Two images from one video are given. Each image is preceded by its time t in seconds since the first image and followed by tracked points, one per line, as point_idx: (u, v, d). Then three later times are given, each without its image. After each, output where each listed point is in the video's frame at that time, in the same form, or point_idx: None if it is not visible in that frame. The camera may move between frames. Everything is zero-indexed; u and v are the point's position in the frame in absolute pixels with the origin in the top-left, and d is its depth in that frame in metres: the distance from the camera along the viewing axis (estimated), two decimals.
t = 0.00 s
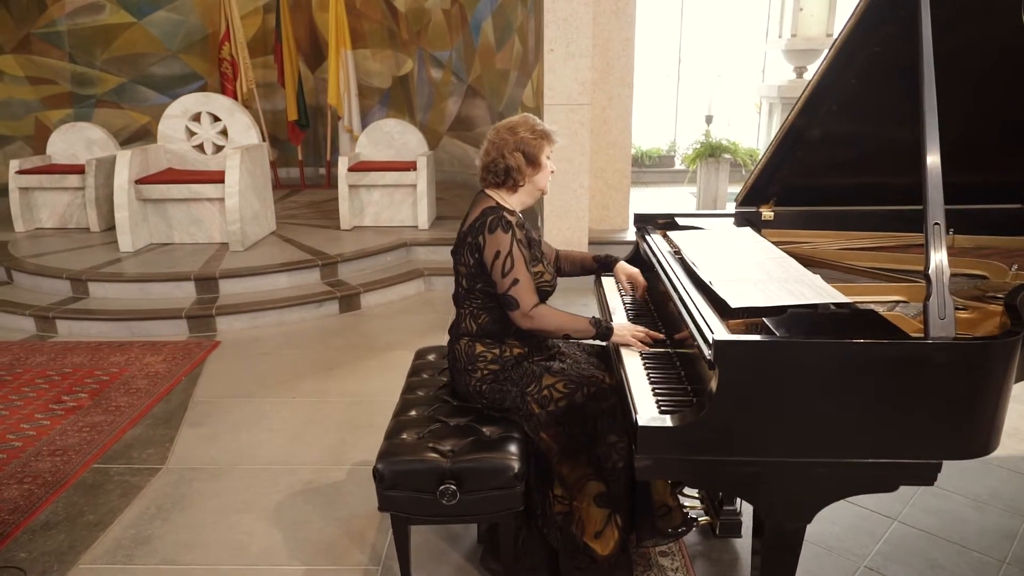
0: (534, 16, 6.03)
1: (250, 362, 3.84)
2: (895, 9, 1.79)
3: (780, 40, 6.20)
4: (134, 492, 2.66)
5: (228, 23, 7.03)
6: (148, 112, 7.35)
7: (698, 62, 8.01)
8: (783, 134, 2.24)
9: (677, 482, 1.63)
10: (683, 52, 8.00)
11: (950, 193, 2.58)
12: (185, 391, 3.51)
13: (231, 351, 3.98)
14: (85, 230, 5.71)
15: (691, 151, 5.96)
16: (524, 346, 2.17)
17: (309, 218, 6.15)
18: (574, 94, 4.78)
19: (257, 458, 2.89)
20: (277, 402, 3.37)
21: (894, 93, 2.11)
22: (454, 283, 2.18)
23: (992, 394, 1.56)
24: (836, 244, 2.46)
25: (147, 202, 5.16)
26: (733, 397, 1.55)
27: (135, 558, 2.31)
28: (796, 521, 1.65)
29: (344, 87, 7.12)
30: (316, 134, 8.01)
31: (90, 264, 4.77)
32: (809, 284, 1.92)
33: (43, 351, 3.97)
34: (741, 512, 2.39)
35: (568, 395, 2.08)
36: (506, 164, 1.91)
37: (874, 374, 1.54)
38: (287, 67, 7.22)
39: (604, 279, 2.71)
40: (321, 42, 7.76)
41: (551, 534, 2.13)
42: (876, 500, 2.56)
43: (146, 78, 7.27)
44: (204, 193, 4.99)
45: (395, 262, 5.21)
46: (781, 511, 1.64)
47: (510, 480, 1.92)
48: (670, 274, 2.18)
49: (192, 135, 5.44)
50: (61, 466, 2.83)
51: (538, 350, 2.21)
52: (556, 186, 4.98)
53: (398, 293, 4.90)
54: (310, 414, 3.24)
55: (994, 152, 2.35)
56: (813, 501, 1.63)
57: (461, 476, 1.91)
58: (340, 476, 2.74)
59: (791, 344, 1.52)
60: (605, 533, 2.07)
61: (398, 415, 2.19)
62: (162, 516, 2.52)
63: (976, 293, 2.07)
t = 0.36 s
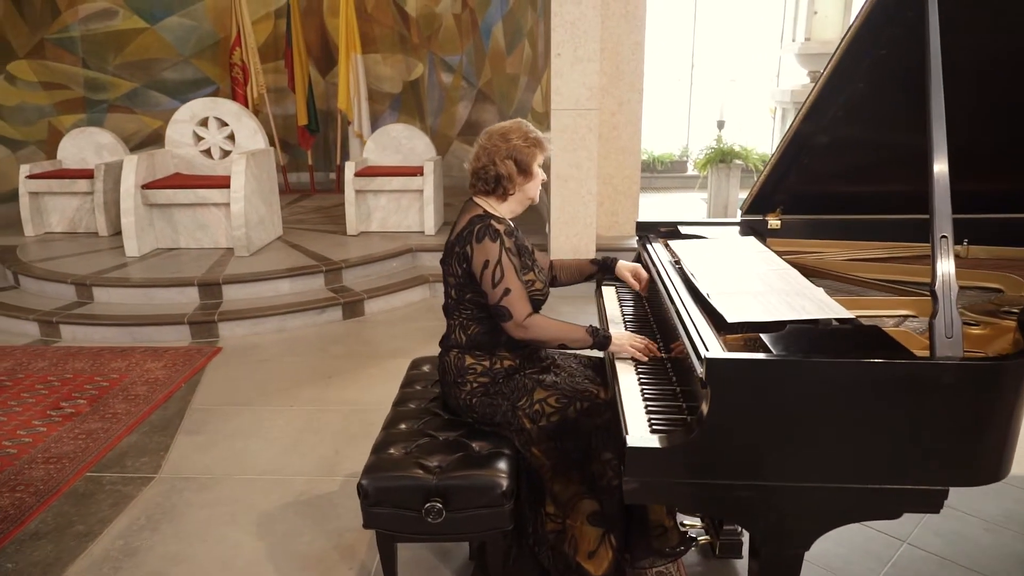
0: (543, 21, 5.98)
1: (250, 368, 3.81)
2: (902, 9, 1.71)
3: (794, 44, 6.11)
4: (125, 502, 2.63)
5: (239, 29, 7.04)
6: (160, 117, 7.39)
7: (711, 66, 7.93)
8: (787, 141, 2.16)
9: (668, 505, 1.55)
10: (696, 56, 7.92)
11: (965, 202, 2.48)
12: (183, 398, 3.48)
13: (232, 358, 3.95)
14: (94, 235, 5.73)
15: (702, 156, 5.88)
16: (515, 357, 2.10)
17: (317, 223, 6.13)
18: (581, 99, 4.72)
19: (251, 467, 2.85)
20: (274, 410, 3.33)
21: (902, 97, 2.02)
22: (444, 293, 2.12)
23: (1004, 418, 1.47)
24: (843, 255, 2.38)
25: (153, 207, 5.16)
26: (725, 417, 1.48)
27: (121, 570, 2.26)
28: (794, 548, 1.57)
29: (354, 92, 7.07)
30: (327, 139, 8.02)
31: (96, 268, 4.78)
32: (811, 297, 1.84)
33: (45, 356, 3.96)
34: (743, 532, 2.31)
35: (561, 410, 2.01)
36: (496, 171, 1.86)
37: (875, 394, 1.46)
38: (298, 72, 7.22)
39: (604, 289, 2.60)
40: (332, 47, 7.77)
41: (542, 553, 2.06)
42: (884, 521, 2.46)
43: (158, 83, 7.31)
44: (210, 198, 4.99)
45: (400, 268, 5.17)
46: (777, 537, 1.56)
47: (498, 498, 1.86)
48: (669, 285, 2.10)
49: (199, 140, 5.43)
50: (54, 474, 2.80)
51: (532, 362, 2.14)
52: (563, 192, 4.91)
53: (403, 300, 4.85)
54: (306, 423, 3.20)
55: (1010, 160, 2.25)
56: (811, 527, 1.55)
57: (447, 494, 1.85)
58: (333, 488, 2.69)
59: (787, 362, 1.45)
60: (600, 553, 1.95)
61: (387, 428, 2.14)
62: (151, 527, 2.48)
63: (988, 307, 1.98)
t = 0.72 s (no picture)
0: (553, 15, 5.92)
1: (253, 364, 3.79)
2: None
3: (808, 38, 6.01)
4: (121, 498, 2.61)
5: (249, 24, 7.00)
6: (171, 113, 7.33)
7: (724, 61, 7.82)
8: (794, 134, 2.09)
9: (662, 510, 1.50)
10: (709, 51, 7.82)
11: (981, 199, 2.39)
12: (184, 393, 3.46)
13: (235, 353, 3.94)
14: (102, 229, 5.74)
15: (714, 152, 5.80)
16: (509, 354, 2.05)
17: (325, 218, 6.12)
18: (590, 93, 4.65)
19: (248, 464, 2.82)
20: (275, 406, 3.31)
21: (912, 88, 1.95)
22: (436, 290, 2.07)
23: (1017, 423, 1.39)
24: (853, 252, 2.30)
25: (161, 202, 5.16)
26: (721, 420, 1.42)
27: (113, 567, 2.24)
28: (792, 557, 1.51)
29: (364, 87, 7.06)
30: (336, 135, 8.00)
31: (102, 263, 4.78)
32: (815, 295, 1.78)
33: (49, 350, 3.97)
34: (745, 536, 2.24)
35: (556, 409, 1.96)
36: (485, 164, 1.82)
37: (878, 398, 1.39)
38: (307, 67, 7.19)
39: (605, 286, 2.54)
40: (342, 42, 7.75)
41: (536, 556, 2.02)
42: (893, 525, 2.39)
43: (169, 79, 7.28)
44: (217, 192, 4.98)
45: (406, 264, 5.14)
46: (776, 545, 1.50)
47: (489, 500, 1.80)
48: (669, 282, 2.04)
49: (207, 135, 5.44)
50: (51, 469, 2.79)
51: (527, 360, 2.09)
52: (571, 188, 4.84)
53: (408, 296, 4.82)
54: (306, 420, 3.17)
55: None
56: (812, 536, 1.48)
57: (437, 495, 1.80)
58: (330, 486, 2.66)
59: (785, 363, 1.39)
60: (594, 555, 1.94)
61: (379, 426, 2.10)
62: (146, 524, 2.45)
63: (1003, 307, 1.89)
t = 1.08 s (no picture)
0: (562, 13, 5.86)
1: (255, 363, 3.77)
2: None
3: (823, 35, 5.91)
4: (116, 497, 2.60)
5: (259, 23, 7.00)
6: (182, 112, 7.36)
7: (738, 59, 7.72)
8: (797, 132, 2.03)
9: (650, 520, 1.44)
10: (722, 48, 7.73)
11: (995, 198, 2.31)
12: (185, 392, 3.45)
13: (238, 352, 3.93)
14: (112, 228, 5.77)
15: (726, 150, 5.72)
16: (501, 357, 2.00)
17: (333, 217, 6.10)
18: (597, 90, 4.59)
19: (245, 464, 2.80)
20: (274, 405, 3.28)
21: (919, 85, 1.88)
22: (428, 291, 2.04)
23: None
24: (860, 253, 2.22)
25: (168, 200, 5.16)
26: (712, 427, 1.37)
27: (104, 567, 2.22)
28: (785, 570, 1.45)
29: (374, 86, 7.03)
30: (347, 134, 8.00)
31: (110, 261, 4.80)
32: (815, 296, 1.71)
33: (55, 348, 3.98)
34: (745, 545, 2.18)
35: (549, 413, 1.91)
36: (471, 167, 1.79)
37: (877, 406, 1.33)
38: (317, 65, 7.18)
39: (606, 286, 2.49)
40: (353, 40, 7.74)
41: (528, 562, 1.97)
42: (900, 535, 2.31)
43: (181, 78, 7.31)
44: (224, 191, 4.98)
45: (412, 262, 5.11)
46: (769, 558, 1.45)
47: (477, 506, 1.76)
48: (666, 281, 1.98)
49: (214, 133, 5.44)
50: (49, 467, 2.78)
51: (521, 362, 2.04)
52: (578, 187, 4.78)
53: (413, 295, 4.79)
54: (305, 420, 3.14)
55: None
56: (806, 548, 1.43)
57: (425, 500, 1.76)
58: (325, 487, 2.63)
59: (779, 369, 1.33)
60: (589, 562, 1.92)
61: (370, 428, 2.06)
62: (139, 524, 2.44)
63: (1015, 311, 1.82)
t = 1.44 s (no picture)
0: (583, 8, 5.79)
1: (269, 360, 3.78)
2: None
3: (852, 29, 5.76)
4: (126, 492, 2.61)
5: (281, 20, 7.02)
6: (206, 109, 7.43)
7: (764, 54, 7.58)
8: (815, 127, 1.96)
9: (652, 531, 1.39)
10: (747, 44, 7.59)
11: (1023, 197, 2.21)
12: (200, 387, 3.47)
13: (253, 348, 3.94)
14: (135, 224, 5.83)
15: (749, 147, 5.61)
16: (504, 361, 1.96)
17: (353, 214, 6.11)
18: (616, 86, 4.52)
19: (254, 461, 2.80)
20: (285, 403, 3.28)
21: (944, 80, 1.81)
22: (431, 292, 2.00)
23: None
24: (881, 253, 2.14)
25: (189, 197, 5.20)
26: (716, 435, 1.31)
27: (110, 562, 2.23)
28: None
29: (395, 83, 7.01)
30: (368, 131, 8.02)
31: (131, 257, 4.85)
32: (830, 298, 1.63)
33: (74, 342, 4.02)
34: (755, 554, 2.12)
35: (553, 416, 1.86)
36: (466, 171, 1.77)
37: (890, 416, 1.26)
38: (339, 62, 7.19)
39: (618, 285, 2.43)
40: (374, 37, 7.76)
41: (529, 568, 1.92)
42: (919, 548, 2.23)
43: (206, 75, 7.37)
44: (242, 187, 5.00)
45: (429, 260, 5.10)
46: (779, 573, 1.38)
47: (477, 509, 1.72)
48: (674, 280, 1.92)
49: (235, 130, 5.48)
50: (63, 460, 2.81)
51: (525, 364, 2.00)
52: (596, 185, 4.73)
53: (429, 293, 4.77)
54: (316, 417, 3.14)
55: None
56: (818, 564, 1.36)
57: (424, 502, 1.73)
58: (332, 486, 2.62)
59: (786, 376, 1.27)
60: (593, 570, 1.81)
61: (373, 429, 2.04)
62: (147, 519, 2.45)
63: None
